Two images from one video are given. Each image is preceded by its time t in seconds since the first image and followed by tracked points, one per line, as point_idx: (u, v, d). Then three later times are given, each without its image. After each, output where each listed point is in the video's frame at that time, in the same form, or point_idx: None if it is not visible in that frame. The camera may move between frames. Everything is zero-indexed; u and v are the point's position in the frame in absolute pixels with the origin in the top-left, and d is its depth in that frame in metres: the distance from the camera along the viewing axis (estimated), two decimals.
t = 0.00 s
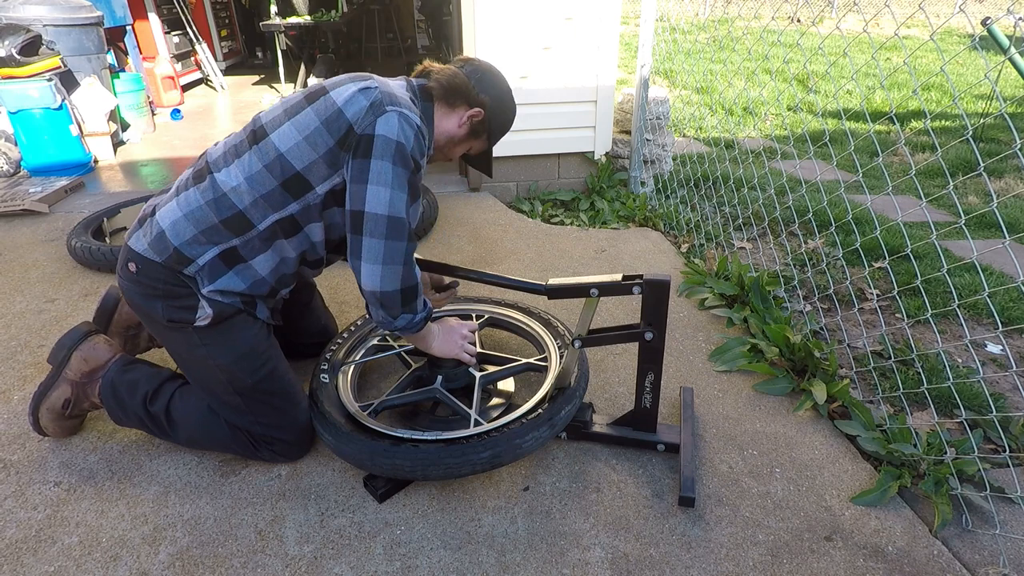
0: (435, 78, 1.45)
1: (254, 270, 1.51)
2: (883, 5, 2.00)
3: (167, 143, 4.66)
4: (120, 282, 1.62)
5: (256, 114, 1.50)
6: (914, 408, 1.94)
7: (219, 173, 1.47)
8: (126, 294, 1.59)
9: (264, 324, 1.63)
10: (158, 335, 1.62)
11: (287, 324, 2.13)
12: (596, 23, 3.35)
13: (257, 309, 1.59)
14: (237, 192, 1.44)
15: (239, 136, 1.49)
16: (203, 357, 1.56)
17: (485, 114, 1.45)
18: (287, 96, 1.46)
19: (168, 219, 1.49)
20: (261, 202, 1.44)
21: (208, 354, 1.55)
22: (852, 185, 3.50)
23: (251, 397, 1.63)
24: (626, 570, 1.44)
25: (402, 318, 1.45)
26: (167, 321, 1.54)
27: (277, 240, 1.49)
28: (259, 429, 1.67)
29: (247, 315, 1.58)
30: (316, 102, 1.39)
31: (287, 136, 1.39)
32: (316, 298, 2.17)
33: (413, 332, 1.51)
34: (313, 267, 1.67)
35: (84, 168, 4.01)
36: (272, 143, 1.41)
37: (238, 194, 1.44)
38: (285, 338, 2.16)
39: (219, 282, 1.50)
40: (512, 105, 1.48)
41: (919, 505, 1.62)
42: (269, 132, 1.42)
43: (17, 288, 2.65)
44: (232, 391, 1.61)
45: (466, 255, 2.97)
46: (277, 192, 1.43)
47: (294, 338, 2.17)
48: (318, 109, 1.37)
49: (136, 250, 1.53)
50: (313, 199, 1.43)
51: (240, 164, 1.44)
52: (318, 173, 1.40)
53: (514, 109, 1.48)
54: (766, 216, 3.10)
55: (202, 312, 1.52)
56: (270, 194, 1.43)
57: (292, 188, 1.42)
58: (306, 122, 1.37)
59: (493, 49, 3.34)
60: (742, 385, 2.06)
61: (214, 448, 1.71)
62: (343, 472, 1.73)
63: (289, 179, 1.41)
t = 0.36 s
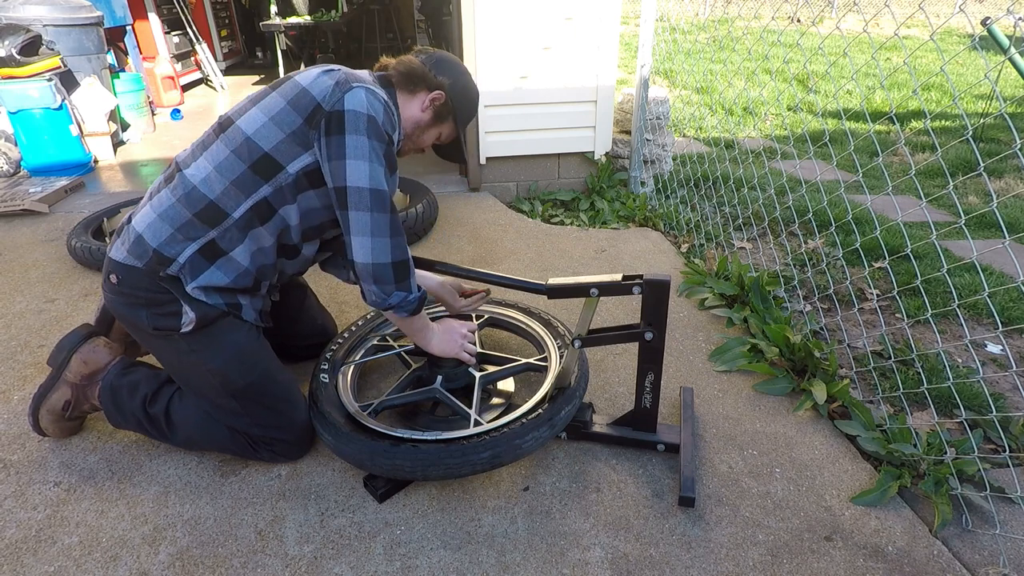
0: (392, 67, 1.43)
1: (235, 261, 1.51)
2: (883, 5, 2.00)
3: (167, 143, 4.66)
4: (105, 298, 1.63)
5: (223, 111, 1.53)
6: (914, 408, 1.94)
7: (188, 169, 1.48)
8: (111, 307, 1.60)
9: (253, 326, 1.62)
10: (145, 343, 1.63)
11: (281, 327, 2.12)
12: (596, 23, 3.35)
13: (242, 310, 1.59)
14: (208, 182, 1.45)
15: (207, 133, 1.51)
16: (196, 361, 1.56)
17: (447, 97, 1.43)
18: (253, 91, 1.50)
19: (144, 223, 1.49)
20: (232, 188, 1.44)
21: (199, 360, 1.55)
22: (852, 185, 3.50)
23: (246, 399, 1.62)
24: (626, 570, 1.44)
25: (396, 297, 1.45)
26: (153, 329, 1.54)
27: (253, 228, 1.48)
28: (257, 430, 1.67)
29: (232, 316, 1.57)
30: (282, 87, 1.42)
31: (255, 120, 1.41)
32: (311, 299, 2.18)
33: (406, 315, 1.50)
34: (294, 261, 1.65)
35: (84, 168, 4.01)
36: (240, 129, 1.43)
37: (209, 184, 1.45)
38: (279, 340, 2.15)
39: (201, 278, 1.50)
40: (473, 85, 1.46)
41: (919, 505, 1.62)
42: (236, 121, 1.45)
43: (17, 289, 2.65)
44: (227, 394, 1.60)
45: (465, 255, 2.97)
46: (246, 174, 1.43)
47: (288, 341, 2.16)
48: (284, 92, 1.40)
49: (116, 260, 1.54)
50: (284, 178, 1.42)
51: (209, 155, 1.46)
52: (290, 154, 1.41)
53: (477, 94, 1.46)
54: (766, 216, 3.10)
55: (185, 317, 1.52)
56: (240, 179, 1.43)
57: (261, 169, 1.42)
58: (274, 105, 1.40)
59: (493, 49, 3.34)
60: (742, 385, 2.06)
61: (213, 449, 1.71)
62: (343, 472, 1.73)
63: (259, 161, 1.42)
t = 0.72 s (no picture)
0: (367, 49, 1.41)
1: (218, 266, 1.51)
2: (883, 4, 2.00)
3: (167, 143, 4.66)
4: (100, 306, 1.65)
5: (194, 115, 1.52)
6: (914, 408, 1.94)
7: (164, 176, 1.49)
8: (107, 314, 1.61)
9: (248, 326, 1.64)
10: (141, 348, 1.63)
11: (281, 328, 2.12)
12: (595, 23, 3.35)
13: (235, 309, 1.59)
14: (184, 189, 1.46)
15: (179, 138, 1.52)
16: (192, 365, 1.56)
17: (424, 75, 1.39)
18: (221, 92, 1.48)
19: (126, 231, 1.51)
20: (207, 195, 1.45)
21: (195, 363, 1.56)
22: (852, 185, 3.50)
23: (244, 401, 1.63)
24: (626, 570, 1.44)
25: (383, 299, 1.44)
26: (148, 334, 1.55)
27: (232, 231, 1.49)
28: (257, 432, 1.67)
29: (225, 318, 1.58)
30: (248, 90, 1.40)
31: (223, 125, 1.41)
32: (308, 299, 2.19)
33: (395, 318, 1.49)
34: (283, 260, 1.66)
35: (84, 168, 4.01)
36: (210, 134, 1.43)
37: (184, 190, 1.46)
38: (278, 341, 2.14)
39: (186, 285, 1.50)
40: (454, 61, 1.39)
41: (919, 505, 1.62)
42: (206, 126, 1.45)
43: (17, 288, 2.65)
44: (223, 397, 1.61)
45: (465, 255, 2.97)
46: (218, 180, 1.43)
47: (287, 342, 2.16)
48: (249, 97, 1.39)
49: (103, 269, 1.55)
50: (258, 183, 1.43)
51: (183, 161, 1.47)
52: (262, 158, 1.41)
53: (459, 67, 1.40)
54: (766, 216, 3.10)
55: (177, 320, 1.52)
56: (214, 184, 1.44)
57: (232, 175, 1.43)
58: (242, 109, 1.39)
59: (493, 49, 3.34)
60: (742, 385, 2.06)
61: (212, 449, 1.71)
62: (343, 472, 1.73)
63: (231, 166, 1.42)
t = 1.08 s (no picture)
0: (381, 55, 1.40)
1: (236, 262, 1.52)
2: (883, 4, 2.00)
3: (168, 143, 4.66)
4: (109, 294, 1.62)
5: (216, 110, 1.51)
6: (914, 408, 1.94)
7: (186, 170, 1.48)
8: (117, 303, 1.60)
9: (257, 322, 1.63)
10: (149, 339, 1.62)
11: (282, 327, 2.12)
12: (595, 23, 3.35)
13: (248, 306, 1.60)
14: (206, 184, 1.45)
15: (202, 132, 1.50)
16: (202, 359, 1.56)
17: (435, 79, 1.36)
18: (244, 89, 1.47)
19: (145, 223, 1.49)
20: (231, 191, 1.45)
21: (205, 357, 1.56)
22: (852, 185, 3.50)
23: (250, 399, 1.63)
24: (626, 570, 1.44)
25: (391, 296, 1.44)
26: (160, 326, 1.54)
27: (253, 228, 1.50)
28: (259, 432, 1.68)
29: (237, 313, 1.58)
30: (273, 88, 1.40)
31: (248, 122, 1.40)
32: (311, 298, 2.17)
33: (401, 316, 1.49)
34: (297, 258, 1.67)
35: (84, 168, 4.01)
36: (234, 131, 1.42)
37: (207, 185, 1.45)
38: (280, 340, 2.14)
39: (204, 278, 1.50)
40: (466, 63, 1.36)
41: (919, 505, 1.62)
42: (230, 123, 1.44)
43: (17, 288, 2.65)
44: (231, 393, 1.61)
45: (465, 255, 2.97)
46: (243, 178, 1.43)
47: (288, 342, 2.16)
48: (275, 95, 1.38)
49: (119, 260, 1.54)
50: (281, 181, 1.44)
51: (206, 157, 1.46)
52: (285, 156, 1.41)
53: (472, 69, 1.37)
54: (766, 216, 3.10)
55: (192, 313, 1.52)
56: (238, 182, 1.44)
57: (258, 172, 1.43)
58: (266, 107, 1.39)
59: (493, 49, 3.34)
60: (742, 385, 2.06)
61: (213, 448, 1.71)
62: (342, 472, 1.73)
63: (255, 164, 1.42)
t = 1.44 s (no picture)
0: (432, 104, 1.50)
1: (283, 251, 1.50)
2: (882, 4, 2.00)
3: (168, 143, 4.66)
4: (138, 269, 1.57)
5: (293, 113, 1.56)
6: (914, 408, 1.94)
7: (254, 155, 1.48)
8: (145, 280, 1.55)
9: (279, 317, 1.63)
10: (171, 323, 1.58)
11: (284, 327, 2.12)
12: (596, 23, 3.35)
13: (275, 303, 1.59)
14: (274, 170, 1.45)
15: (274, 126, 1.53)
16: (222, 349, 1.55)
17: (480, 128, 1.47)
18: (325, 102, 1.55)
19: (201, 201, 1.46)
20: (295, 180, 1.45)
21: (229, 347, 1.54)
22: (852, 185, 3.50)
23: (262, 394, 1.62)
24: (625, 570, 1.44)
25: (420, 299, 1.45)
26: (192, 310, 1.51)
27: (305, 221, 1.49)
28: (264, 428, 1.67)
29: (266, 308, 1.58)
30: (358, 103, 1.49)
31: (328, 123, 1.46)
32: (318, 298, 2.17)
33: (422, 317, 1.51)
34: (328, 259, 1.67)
35: (84, 168, 4.01)
36: (313, 129, 1.47)
37: (274, 172, 1.45)
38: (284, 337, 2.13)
39: (250, 262, 1.48)
40: (507, 117, 1.48)
41: (919, 505, 1.62)
42: (309, 122, 1.49)
43: (17, 288, 2.65)
44: (246, 386, 1.60)
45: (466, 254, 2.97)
46: (312, 170, 1.45)
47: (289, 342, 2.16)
48: (361, 107, 1.48)
49: (163, 235, 1.49)
50: (344, 180, 1.46)
51: (278, 146, 1.47)
52: (355, 159, 1.45)
53: (510, 123, 1.49)
54: (766, 216, 3.10)
55: (227, 301, 1.50)
56: (305, 173, 1.45)
57: (327, 168, 1.45)
58: (349, 114, 1.47)
59: (493, 49, 3.34)
60: (742, 385, 2.06)
61: (215, 446, 1.71)
62: (343, 472, 1.73)
63: (325, 160, 1.45)
